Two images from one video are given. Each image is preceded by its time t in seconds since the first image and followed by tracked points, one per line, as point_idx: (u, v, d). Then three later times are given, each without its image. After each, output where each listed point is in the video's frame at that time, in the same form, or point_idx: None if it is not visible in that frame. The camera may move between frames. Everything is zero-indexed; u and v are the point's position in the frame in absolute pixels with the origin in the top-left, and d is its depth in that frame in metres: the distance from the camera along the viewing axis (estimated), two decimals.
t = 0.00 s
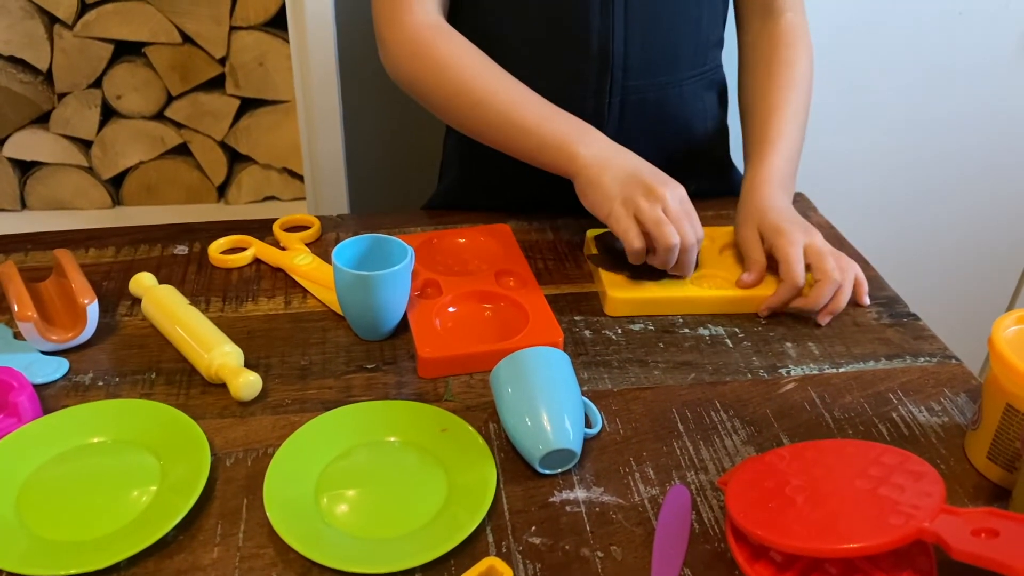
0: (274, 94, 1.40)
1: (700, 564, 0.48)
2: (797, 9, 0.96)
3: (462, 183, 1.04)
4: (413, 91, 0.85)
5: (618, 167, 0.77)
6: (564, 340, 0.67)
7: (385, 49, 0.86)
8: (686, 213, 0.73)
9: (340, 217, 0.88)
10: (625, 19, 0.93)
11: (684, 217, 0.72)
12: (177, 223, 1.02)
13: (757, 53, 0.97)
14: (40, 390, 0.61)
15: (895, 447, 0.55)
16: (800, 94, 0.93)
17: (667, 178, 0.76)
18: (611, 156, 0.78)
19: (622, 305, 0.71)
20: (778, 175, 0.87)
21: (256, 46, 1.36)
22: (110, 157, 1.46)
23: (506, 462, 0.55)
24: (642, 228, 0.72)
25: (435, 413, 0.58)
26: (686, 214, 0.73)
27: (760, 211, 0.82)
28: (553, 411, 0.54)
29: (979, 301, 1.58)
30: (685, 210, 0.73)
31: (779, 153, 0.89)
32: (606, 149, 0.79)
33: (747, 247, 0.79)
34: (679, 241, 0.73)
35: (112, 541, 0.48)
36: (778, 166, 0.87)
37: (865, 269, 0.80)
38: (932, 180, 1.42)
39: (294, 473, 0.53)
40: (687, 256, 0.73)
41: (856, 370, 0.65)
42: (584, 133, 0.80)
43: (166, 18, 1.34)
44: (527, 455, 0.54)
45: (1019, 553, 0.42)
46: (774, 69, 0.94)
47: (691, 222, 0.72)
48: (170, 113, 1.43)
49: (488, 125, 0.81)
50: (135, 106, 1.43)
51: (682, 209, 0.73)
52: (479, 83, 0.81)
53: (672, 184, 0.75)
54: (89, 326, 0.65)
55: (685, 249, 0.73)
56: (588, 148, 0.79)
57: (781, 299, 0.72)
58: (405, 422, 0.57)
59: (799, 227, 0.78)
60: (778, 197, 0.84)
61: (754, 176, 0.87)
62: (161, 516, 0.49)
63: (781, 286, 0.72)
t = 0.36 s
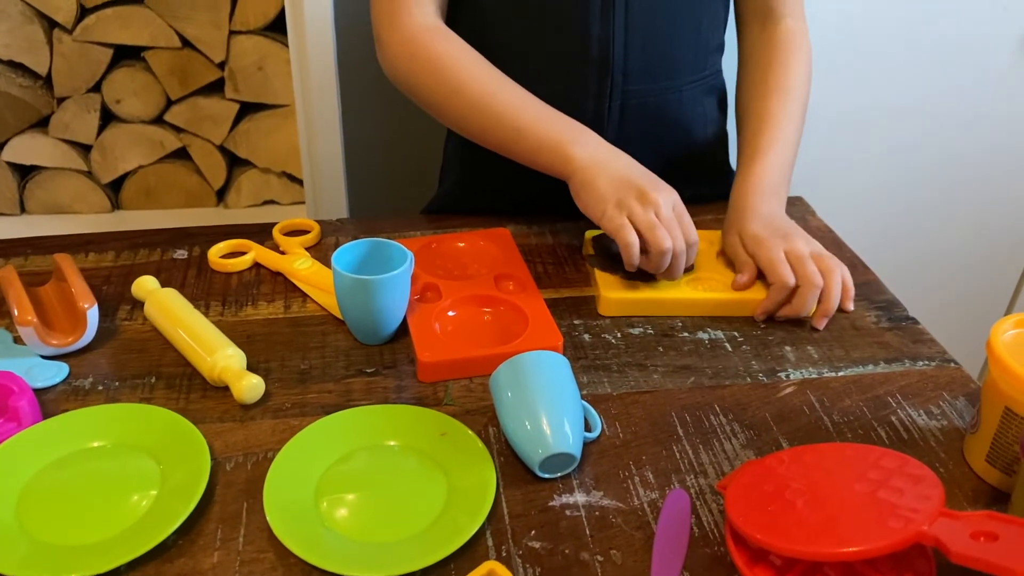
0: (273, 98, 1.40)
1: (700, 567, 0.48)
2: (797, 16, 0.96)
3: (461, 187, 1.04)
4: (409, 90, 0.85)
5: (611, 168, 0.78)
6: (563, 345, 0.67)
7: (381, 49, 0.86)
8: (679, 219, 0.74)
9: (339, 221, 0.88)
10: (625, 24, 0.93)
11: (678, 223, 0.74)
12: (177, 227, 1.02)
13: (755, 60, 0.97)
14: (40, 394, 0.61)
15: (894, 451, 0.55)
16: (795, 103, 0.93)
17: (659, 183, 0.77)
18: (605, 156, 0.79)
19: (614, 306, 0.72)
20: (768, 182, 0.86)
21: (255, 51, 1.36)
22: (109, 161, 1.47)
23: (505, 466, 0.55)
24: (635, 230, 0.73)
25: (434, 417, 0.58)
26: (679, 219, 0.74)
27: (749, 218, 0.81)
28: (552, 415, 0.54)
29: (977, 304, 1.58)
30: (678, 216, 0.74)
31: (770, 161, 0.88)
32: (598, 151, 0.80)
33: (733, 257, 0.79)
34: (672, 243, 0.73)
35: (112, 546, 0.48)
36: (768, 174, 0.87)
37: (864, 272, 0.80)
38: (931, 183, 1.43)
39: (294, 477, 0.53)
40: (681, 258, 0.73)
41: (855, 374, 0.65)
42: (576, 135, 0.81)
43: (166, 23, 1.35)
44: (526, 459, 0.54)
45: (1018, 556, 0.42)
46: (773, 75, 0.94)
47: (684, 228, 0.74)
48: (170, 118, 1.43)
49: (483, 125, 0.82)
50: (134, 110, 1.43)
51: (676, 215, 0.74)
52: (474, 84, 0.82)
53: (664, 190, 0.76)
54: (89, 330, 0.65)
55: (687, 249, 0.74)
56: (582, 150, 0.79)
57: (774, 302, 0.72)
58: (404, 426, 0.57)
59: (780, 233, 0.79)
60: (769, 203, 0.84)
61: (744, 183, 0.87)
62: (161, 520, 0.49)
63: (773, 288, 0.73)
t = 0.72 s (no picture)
0: (271, 103, 1.40)
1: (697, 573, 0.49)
2: (795, 25, 0.97)
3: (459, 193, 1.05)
4: (404, 91, 0.85)
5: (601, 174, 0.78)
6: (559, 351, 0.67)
7: (377, 50, 0.86)
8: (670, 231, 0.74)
9: (337, 226, 0.88)
10: (623, 30, 0.94)
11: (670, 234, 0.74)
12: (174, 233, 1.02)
13: (752, 67, 0.97)
14: (37, 401, 0.61)
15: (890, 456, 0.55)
16: (790, 114, 0.93)
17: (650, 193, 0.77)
18: (596, 160, 0.79)
19: (605, 310, 0.72)
20: (759, 192, 0.86)
21: (253, 57, 1.36)
22: (107, 167, 1.47)
23: (503, 471, 0.56)
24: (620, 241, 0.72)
25: (431, 423, 0.58)
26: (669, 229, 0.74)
27: (739, 228, 0.81)
28: (550, 420, 0.54)
29: (974, 309, 1.59)
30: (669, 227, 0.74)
31: (763, 171, 0.89)
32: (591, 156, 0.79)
33: (725, 265, 0.79)
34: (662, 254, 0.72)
35: (109, 552, 0.48)
36: (760, 184, 0.87)
37: (860, 278, 0.80)
38: (927, 190, 1.43)
39: (291, 483, 0.53)
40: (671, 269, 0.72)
41: (851, 380, 0.65)
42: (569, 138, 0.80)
43: (164, 29, 1.35)
44: (524, 464, 0.54)
45: (1015, 562, 0.42)
46: (769, 82, 0.94)
47: (673, 238, 0.73)
48: (168, 123, 1.43)
49: (476, 124, 0.82)
50: (132, 116, 1.43)
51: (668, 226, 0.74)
52: (467, 86, 0.82)
53: (654, 202, 0.76)
54: (86, 337, 0.65)
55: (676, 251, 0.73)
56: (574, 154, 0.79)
57: (764, 312, 0.72)
58: (402, 432, 0.57)
59: (768, 242, 0.79)
60: (760, 214, 0.84)
61: (735, 192, 0.87)
62: (158, 527, 0.49)
63: (762, 298, 0.72)
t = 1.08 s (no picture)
0: (269, 111, 1.41)
1: None
2: (787, 35, 0.97)
3: (455, 202, 1.05)
4: (400, 99, 0.86)
5: (597, 182, 0.79)
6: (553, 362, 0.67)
7: (374, 60, 0.87)
8: (664, 234, 0.75)
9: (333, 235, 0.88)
10: (618, 41, 0.94)
11: (663, 240, 0.75)
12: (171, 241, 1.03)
13: (745, 77, 0.98)
14: (35, 411, 0.61)
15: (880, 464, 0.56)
16: (783, 125, 0.94)
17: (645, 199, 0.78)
18: (592, 171, 0.80)
19: (598, 319, 0.73)
20: (752, 204, 0.87)
21: (251, 65, 1.37)
22: (105, 175, 1.47)
23: (498, 480, 0.56)
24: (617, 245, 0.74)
25: (426, 432, 0.58)
26: (663, 233, 0.75)
27: (732, 239, 0.82)
28: (544, 429, 0.55)
29: (968, 316, 1.59)
30: (662, 233, 0.75)
31: (755, 181, 0.89)
32: (587, 165, 0.80)
33: (718, 273, 0.79)
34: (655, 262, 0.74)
35: (107, 561, 0.48)
36: (753, 194, 0.88)
37: (853, 286, 0.81)
38: (920, 197, 1.45)
39: (287, 493, 0.53)
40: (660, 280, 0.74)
41: (843, 388, 0.66)
42: (565, 147, 0.81)
43: (161, 37, 1.35)
44: (518, 473, 0.55)
45: (1002, 569, 0.43)
46: (762, 92, 0.95)
47: (666, 245, 0.75)
48: (165, 131, 1.43)
49: (471, 133, 0.83)
50: (129, 124, 1.43)
51: (661, 233, 0.75)
52: (464, 94, 0.83)
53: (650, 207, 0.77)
54: (83, 348, 0.66)
55: (669, 266, 0.75)
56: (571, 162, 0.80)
57: (756, 320, 0.72)
58: (398, 441, 0.58)
59: (760, 251, 0.79)
60: (753, 224, 0.85)
61: (728, 203, 0.87)
62: (156, 536, 0.50)
63: (754, 306, 0.73)
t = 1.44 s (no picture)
0: (267, 118, 1.41)
1: None
2: (782, 42, 0.98)
3: (453, 208, 1.05)
4: (394, 112, 0.86)
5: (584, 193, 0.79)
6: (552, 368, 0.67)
7: (366, 69, 0.87)
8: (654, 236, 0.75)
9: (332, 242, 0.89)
10: (617, 49, 0.95)
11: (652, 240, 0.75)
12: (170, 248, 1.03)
13: (741, 84, 0.98)
14: (35, 418, 0.61)
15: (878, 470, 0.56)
16: (778, 132, 0.95)
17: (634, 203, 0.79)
18: (579, 184, 0.80)
19: (593, 324, 0.73)
20: (747, 211, 0.87)
21: (249, 71, 1.37)
22: (103, 180, 1.47)
23: (497, 487, 0.56)
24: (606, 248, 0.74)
25: (425, 439, 0.58)
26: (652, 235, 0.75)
27: (727, 247, 0.82)
28: (543, 436, 0.55)
29: (965, 322, 1.60)
30: (651, 234, 0.75)
31: (751, 188, 0.90)
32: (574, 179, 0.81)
33: (712, 280, 0.80)
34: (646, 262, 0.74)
35: (106, 568, 0.48)
36: (748, 201, 0.88)
37: (850, 292, 0.81)
38: (917, 203, 1.45)
39: (286, 500, 0.53)
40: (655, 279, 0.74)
41: (841, 395, 0.66)
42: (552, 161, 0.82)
43: (160, 43, 1.36)
44: (517, 480, 0.55)
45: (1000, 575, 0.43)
46: (757, 99, 0.96)
47: (656, 246, 0.74)
48: (163, 137, 1.44)
49: (463, 148, 0.83)
50: (128, 130, 1.44)
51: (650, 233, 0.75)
52: (457, 111, 0.83)
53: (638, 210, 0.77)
54: (82, 355, 0.66)
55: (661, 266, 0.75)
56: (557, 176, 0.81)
57: (749, 327, 0.73)
58: (397, 448, 0.58)
59: (753, 258, 0.79)
60: (748, 231, 0.85)
61: (724, 211, 0.88)
62: (155, 544, 0.50)
63: (747, 313, 0.73)
